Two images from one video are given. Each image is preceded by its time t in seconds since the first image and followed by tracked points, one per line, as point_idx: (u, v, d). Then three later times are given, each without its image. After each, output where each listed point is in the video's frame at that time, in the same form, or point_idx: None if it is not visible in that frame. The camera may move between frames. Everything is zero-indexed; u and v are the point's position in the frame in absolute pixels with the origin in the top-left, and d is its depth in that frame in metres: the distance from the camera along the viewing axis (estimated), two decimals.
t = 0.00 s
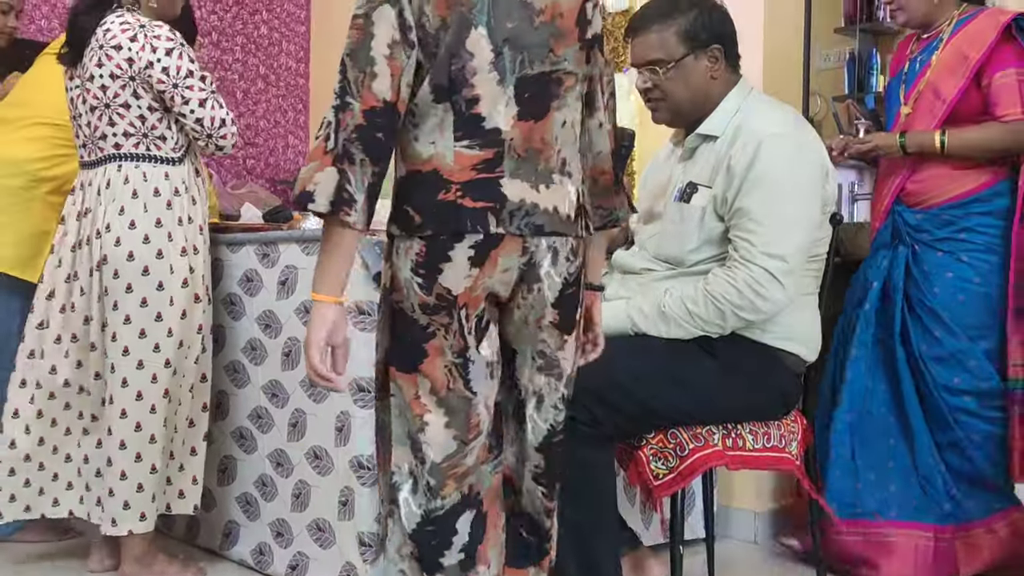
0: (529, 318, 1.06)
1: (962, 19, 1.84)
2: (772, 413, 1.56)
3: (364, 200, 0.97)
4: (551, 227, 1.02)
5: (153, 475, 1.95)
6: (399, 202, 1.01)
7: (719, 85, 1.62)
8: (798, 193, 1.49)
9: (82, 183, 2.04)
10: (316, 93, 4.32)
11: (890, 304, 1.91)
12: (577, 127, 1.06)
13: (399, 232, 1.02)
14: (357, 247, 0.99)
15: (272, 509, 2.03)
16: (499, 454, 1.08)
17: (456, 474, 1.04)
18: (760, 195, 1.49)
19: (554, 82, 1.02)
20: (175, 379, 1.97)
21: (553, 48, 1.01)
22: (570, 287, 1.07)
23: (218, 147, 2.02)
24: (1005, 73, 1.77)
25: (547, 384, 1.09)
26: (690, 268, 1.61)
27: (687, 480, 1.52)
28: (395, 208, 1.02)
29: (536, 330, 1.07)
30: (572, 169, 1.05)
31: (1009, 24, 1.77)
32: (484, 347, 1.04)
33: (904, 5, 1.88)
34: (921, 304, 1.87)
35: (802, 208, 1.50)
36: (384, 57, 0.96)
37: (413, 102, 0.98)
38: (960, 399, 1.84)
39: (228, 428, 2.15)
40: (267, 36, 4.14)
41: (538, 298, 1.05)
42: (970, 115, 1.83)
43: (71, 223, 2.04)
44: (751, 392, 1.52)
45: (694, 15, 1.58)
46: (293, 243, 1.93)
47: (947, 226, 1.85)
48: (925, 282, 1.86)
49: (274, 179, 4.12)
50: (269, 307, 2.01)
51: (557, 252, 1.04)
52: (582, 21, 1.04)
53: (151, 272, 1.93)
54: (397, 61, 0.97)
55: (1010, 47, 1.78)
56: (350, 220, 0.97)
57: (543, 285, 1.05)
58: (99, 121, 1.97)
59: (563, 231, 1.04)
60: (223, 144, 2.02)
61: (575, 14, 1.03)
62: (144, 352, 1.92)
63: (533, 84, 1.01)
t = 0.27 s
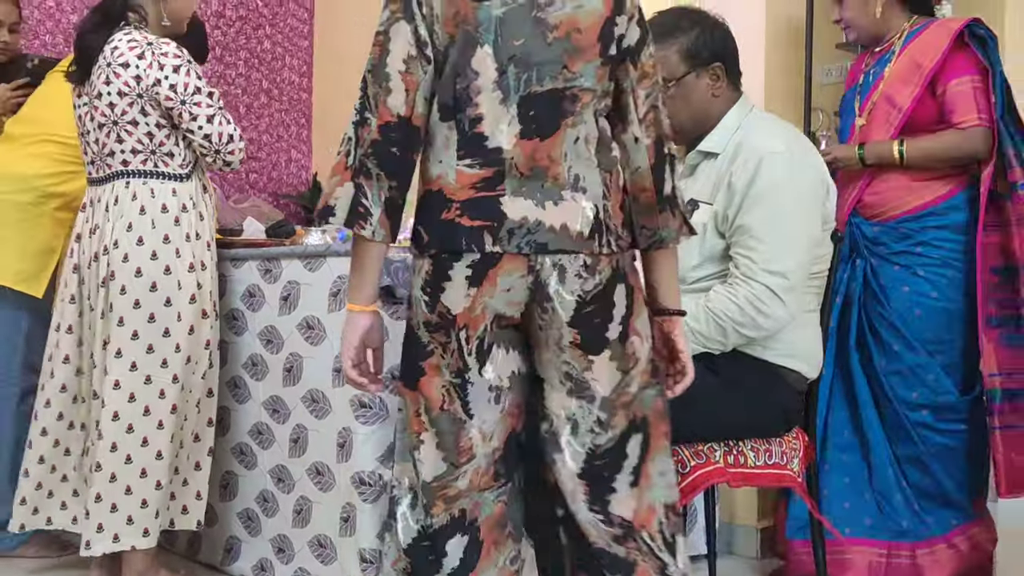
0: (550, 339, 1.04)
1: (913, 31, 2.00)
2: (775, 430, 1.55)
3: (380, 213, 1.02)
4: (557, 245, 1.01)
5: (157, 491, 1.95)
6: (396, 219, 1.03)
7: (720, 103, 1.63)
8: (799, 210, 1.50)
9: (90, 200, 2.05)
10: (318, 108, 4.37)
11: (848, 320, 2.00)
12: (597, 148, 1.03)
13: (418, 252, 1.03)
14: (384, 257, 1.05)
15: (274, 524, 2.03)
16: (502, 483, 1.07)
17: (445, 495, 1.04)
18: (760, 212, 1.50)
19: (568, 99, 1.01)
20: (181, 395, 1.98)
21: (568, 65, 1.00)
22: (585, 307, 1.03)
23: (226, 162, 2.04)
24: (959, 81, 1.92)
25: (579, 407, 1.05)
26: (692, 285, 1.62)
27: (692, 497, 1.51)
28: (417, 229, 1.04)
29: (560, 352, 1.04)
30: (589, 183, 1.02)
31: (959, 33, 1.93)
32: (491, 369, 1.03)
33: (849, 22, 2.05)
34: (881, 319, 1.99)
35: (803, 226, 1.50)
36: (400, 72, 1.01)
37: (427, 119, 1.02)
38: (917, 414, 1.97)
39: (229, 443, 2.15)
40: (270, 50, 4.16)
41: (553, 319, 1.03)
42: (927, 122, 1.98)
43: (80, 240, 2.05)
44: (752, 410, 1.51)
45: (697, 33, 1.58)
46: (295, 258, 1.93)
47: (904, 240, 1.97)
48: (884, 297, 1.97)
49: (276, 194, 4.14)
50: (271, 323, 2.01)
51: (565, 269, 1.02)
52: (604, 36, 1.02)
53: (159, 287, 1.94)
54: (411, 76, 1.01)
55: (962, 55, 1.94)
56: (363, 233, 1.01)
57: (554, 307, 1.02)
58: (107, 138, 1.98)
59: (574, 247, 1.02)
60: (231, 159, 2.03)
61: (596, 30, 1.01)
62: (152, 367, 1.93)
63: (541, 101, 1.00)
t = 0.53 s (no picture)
0: (650, 359, 0.96)
1: (869, 50, 2.12)
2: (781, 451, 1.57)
3: (484, 237, 1.02)
4: (652, 261, 0.93)
5: (165, 508, 1.95)
6: (503, 245, 1.03)
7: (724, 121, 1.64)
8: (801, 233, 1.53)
9: (102, 218, 2.06)
10: (323, 125, 4.44)
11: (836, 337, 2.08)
12: (689, 166, 0.96)
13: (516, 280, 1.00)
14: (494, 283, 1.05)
15: (279, 542, 2.03)
16: (578, 508, 0.99)
17: (523, 519, 0.98)
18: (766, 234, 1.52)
19: (659, 121, 0.95)
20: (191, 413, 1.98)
21: (659, 87, 0.95)
22: (688, 321, 0.94)
23: (236, 182, 2.05)
24: (918, 93, 2.03)
25: (674, 424, 0.96)
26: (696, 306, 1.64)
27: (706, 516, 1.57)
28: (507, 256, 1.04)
29: (661, 368, 0.95)
30: (683, 197, 0.95)
31: (913, 49, 2.05)
32: (587, 401, 0.96)
33: (810, 41, 2.21)
34: (861, 339, 2.06)
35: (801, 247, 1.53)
36: (500, 98, 1.01)
37: (527, 143, 1.02)
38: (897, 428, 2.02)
39: (237, 460, 2.15)
40: (276, 67, 4.18)
41: (655, 335, 0.94)
42: (891, 137, 2.10)
43: (93, 258, 2.06)
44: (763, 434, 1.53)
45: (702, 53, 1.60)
46: (301, 277, 1.94)
47: (879, 259, 2.05)
48: (864, 317, 2.05)
49: (282, 210, 4.15)
50: (279, 340, 2.02)
51: (662, 286, 0.94)
52: (698, 61, 0.97)
53: (169, 305, 1.95)
54: (512, 100, 1.01)
55: (917, 71, 2.05)
56: (467, 256, 1.03)
57: (655, 324, 0.94)
58: (119, 157, 1.99)
59: (670, 261, 0.94)
60: (240, 179, 2.05)
61: (688, 54, 0.97)
62: (162, 385, 1.94)
63: (630, 126, 0.95)
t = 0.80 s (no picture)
0: (724, 379, 1.03)
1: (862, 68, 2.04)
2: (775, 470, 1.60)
3: (566, 255, 1.09)
4: (727, 283, 1.00)
5: (166, 525, 1.94)
6: (586, 262, 1.10)
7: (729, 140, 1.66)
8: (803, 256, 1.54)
9: (106, 234, 2.08)
10: (326, 142, 4.50)
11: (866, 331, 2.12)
12: (770, 186, 1.04)
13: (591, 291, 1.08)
14: (581, 298, 1.13)
15: (280, 559, 2.03)
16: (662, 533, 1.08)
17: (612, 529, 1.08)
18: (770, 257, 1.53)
19: (743, 136, 1.02)
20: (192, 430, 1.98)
21: (744, 103, 1.02)
22: (763, 346, 1.02)
23: (239, 199, 2.04)
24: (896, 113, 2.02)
25: (745, 448, 1.03)
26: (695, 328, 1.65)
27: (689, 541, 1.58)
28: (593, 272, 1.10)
29: (734, 392, 1.03)
30: (762, 219, 1.03)
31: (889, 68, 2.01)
32: (656, 420, 1.03)
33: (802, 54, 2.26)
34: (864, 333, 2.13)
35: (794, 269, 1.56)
36: (580, 115, 1.08)
37: (609, 161, 1.07)
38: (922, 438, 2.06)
39: (240, 476, 2.15)
40: (279, 84, 4.25)
41: (727, 360, 1.02)
42: (874, 154, 2.07)
43: (96, 274, 2.07)
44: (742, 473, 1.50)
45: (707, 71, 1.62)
46: (304, 293, 1.95)
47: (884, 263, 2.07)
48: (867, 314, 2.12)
49: (283, 225, 4.22)
50: (281, 357, 2.02)
51: (738, 310, 1.01)
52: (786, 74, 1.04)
53: (171, 321, 1.95)
54: (592, 117, 1.08)
55: (892, 90, 2.02)
56: (551, 273, 1.10)
57: (727, 348, 1.01)
58: (123, 174, 2.00)
59: (745, 285, 1.01)
60: (244, 196, 2.04)
61: (776, 67, 1.03)
62: (163, 402, 1.94)
63: (714, 139, 1.02)
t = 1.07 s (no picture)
0: (746, 396, 1.03)
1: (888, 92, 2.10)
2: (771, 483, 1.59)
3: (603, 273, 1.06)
4: (755, 304, 1.00)
5: (162, 538, 1.95)
6: (621, 281, 1.07)
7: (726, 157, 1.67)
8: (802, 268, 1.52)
9: (103, 248, 2.09)
10: (326, 156, 4.53)
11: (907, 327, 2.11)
12: (801, 208, 1.04)
13: (625, 305, 1.07)
14: (617, 319, 1.10)
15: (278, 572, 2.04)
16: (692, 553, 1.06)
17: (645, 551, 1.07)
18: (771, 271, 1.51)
19: (774, 158, 1.03)
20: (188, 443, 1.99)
21: (776, 124, 1.03)
22: (787, 364, 1.01)
23: (236, 214, 2.06)
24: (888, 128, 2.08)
25: (761, 461, 1.03)
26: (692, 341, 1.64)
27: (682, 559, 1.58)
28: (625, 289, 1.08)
29: (754, 407, 1.03)
30: (791, 241, 1.03)
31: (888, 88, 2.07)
32: (684, 436, 1.03)
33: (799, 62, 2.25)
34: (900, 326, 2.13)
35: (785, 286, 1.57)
36: (615, 135, 1.07)
37: (644, 180, 1.06)
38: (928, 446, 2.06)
39: (237, 489, 2.16)
40: (279, 99, 4.30)
41: (750, 375, 1.01)
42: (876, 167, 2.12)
43: (92, 287, 2.08)
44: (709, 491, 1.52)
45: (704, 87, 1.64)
46: (303, 307, 1.96)
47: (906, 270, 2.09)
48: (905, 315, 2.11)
49: (283, 239, 4.27)
50: (279, 371, 2.03)
51: (761, 327, 1.00)
52: (818, 97, 1.05)
53: (166, 335, 1.95)
54: (627, 138, 1.07)
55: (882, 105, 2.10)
56: (585, 292, 1.06)
57: (750, 364, 1.01)
58: (120, 188, 2.02)
59: (772, 305, 1.00)
60: (241, 210, 2.05)
61: (808, 88, 1.04)
62: (158, 415, 1.94)
63: (744, 159, 1.02)
